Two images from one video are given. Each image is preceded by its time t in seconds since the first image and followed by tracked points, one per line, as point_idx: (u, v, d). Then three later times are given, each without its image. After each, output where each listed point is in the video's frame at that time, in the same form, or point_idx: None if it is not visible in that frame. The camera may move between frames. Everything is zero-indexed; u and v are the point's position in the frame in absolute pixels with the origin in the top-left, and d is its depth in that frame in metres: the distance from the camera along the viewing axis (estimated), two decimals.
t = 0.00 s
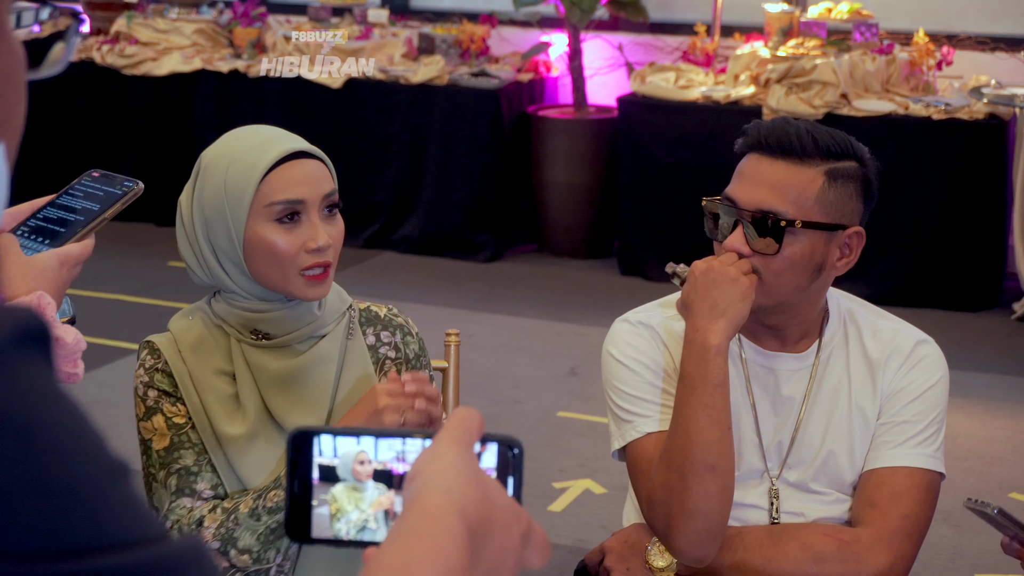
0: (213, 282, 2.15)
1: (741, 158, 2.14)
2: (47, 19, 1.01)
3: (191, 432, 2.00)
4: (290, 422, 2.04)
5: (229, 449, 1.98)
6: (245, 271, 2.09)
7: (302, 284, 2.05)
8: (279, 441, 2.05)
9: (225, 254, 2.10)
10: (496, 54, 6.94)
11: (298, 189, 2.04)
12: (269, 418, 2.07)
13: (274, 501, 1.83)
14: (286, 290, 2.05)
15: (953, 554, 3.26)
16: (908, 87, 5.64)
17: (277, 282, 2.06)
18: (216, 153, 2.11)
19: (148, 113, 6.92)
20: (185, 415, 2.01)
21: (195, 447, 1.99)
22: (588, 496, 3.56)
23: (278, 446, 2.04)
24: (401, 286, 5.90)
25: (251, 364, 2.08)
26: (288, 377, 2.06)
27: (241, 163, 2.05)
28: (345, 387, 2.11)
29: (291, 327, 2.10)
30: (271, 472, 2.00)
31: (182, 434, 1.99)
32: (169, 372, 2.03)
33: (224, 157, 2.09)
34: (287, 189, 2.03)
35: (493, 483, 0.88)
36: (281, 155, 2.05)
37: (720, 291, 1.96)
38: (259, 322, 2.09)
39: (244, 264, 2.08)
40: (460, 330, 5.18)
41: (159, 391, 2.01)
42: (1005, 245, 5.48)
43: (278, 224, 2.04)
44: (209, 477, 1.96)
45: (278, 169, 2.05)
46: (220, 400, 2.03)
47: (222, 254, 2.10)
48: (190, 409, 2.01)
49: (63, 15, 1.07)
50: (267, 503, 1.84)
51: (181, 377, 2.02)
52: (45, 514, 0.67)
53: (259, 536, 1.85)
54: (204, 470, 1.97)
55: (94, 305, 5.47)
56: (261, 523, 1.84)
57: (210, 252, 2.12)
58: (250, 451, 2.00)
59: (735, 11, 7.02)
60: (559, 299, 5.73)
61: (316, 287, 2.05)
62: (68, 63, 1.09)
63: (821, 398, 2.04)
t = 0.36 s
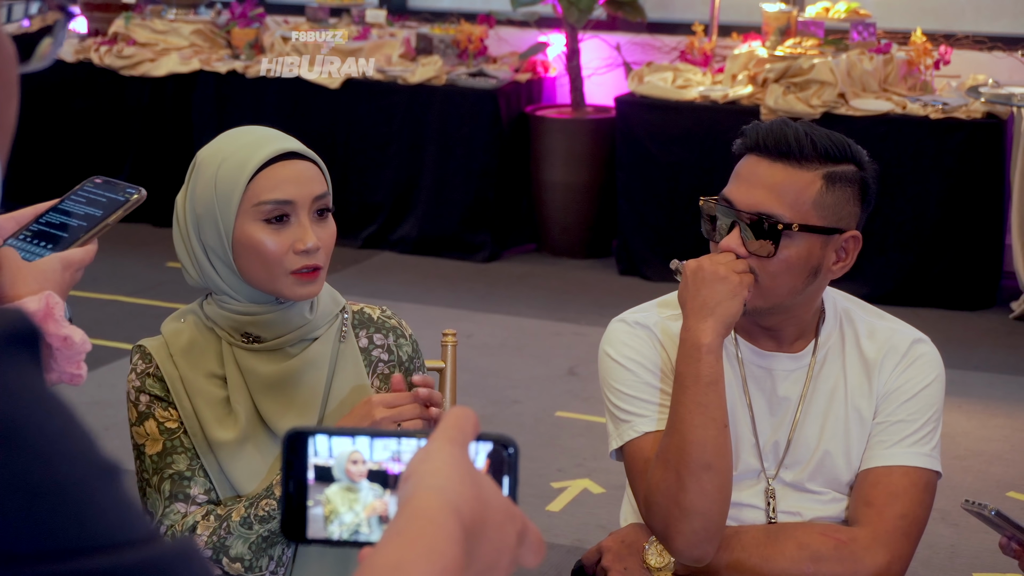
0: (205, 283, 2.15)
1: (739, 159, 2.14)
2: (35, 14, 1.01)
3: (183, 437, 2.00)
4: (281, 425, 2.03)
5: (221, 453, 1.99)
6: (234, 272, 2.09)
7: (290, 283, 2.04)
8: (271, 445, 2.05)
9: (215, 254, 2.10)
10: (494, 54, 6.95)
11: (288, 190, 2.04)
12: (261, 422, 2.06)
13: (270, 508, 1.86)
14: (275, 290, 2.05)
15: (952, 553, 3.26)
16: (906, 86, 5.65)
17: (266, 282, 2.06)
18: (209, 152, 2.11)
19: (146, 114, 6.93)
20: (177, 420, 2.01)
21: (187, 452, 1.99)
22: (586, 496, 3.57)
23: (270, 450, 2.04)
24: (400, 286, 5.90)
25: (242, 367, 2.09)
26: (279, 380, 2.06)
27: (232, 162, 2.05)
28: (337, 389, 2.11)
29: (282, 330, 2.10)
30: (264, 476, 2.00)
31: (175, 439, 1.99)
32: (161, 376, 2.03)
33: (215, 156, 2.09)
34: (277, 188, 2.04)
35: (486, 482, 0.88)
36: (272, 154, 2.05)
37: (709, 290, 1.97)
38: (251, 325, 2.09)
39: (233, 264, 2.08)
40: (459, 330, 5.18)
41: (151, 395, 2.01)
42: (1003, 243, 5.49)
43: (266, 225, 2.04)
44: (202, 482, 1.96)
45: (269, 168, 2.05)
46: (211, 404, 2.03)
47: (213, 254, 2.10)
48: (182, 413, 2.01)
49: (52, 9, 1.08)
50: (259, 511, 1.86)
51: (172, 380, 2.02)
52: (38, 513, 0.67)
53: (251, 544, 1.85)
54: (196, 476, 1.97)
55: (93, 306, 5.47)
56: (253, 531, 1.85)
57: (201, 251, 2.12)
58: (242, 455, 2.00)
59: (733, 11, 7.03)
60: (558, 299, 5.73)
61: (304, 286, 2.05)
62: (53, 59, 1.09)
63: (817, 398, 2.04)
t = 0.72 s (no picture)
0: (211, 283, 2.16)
1: (745, 157, 2.15)
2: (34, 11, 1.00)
3: (192, 425, 1.97)
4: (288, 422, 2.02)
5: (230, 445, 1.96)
6: (236, 272, 2.10)
7: (287, 283, 2.05)
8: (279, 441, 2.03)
9: (218, 253, 2.11)
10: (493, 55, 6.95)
11: (285, 189, 2.04)
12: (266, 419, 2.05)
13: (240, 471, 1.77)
14: (273, 288, 2.06)
15: (951, 554, 3.26)
16: (905, 86, 5.65)
17: (264, 280, 2.06)
18: (215, 154, 2.13)
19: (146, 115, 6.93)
20: (185, 409, 1.99)
21: (197, 438, 1.96)
22: (585, 496, 3.57)
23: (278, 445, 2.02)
24: (399, 286, 5.91)
25: (248, 365, 2.08)
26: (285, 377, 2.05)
27: (233, 163, 2.07)
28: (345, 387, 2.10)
29: (284, 330, 2.12)
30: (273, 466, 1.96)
31: (185, 426, 1.96)
32: (169, 368, 2.02)
33: (218, 157, 2.11)
34: (274, 188, 2.04)
35: (484, 479, 0.88)
36: (269, 154, 2.06)
37: (709, 288, 1.97)
38: (257, 324, 2.09)
39: (233, 263, 2.09)
40: (459, 330, 5.18)
41: (160, 386, 1.99)
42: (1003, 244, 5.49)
43: (265, 223, 2.04)
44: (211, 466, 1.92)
45: (268, 168, 2.06)
46: (219, 398, 2.02)
47: (217, 255, 2.11)
48: (190, 403, 1.99)
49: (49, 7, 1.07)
50: (231, 481, 1.78)
51: (180, 373, 2.01)
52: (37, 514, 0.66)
53: (228, 516, 1.77)
54: (206, 459, 1.93)
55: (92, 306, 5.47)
56: (228, 502, 1.78)
57: (206, 252, 2.14)
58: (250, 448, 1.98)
59: (732, 11, 7.03)
60: (557, 300, 5.73)
61: (299, 287, 2.06)
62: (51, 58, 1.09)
63: (817, 399, 2.04)
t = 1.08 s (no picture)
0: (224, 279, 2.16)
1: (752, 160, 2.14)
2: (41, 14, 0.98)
3: (197, 431, 1.98)
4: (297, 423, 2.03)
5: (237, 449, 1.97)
6: (256, 271, 2.10)
7: (309, 282, 2.05)
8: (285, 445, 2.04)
9: (236, 251, 2.11)
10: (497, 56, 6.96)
11: (311, 189, 2.04)
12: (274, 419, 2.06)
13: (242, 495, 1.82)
14: (292, 288, 2.06)
15: (955, 556, 3.26)
16: (909, 89, 5.65)
17: (282, 280, 2.06)
18: (235, 150, 2.12)
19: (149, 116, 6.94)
20: (191, 414, 1.99)
21: (201, 445, 1.96)
22: (589, 498, 3.57)
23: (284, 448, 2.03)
24: (402, 287, 5.91)
25: (258, 366, 2.08)
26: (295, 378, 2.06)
27: (257, 160, 2.06)
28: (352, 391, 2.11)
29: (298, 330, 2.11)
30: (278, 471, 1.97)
31: (189, 432, 1.97)
32: (177, 369, 2.01)
33: (240, 154, 2.10)
34: (300, 188, 2.04)
35: (494, 479, 0.88)
36: (294, 154, 2.05)
37: (721, 292, 1.97)
38: (268, 323, 2.09)
39: (254, 262, 2.08)
40: (463, 331, 5.18)
41: (166, 390, 1.99)
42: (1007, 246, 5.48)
43: (289, 223, 2.04)
44: (213, 476, 1.94)
45: (294, 168, 2.05)
46: (227, 401, 2.02)
47: (235, 252, 2.10)
48: (198, 406, 1.99)
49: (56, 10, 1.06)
50: (233, 502, 1.83)
51: (188, 374, 2.01)
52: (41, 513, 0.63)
53: (231, 535, 1.83)
54: (207, 468, 1.94)
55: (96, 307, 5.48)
56: (231, 522, 1.83)
57: (223, 248, 2.13)
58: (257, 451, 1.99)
59: (735, 13, 7.04)
60: (560, 301, 5.73)
61: (323, 288, 2.06)
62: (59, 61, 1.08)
63: (824, 402, 2.04)
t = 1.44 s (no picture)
0: (230, 283, 2.16)
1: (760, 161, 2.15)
2: (60, 16, 0.98)
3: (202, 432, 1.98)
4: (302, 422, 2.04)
5: (241, 449, 1.98)
6: (264, 274, 2.10)
7: (319, 284, 2.05)
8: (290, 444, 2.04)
9: (241, 254, 2.10)
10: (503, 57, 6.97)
11: (317, 190, 2.05)
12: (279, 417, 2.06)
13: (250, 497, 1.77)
14: (302, 289, 2.05)
15: (960, 558, 3.26)
16: (914, 90, 5.65)
17: (292, 282, 2.06)
18: (235, 153, 2.12)
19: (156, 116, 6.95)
20: (196, 414, 1.99)
21: (205, 447, 1.97)
22: (594, 498, 3.57)
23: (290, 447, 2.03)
24: (407, 288, 5.91)
25: (263, 365, 2.08)
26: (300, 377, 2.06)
27: (260, 162, 2.06)
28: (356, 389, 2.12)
29: (303, 330, 2.11)
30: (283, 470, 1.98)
31: (194, 434, 1.97)
32: (182, 370, 2.02)
33: (241, 157, 2.10)
34: (307, 189, 2.05)
35: (502, 479, 0.88)
36: (299, 155, 2.06)
37: (729, 292, 1.97)
38: (274, 324, 2.10)
39: (261, 264, 2.08)
40: (468, 332, 5.19)
41: (171, 391, 1.99)
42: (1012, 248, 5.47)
43: (298, 225, 2.05)
44: (216, 478, 1.94)
45: (298, 169, 2.06)
46: (232, 400, 2.02)
47: (241, 256, 2.10)
48: (202, 407, 1.99)
49: (76, 13, 1.06)
50: (240, 503, 1.78)
51: (193, 375, 2.01)
52: (56, 513, 0.67)
53: (238, 536, 1.79)
54: (211, 470, 1.95)
55: (102, 306, 5.49)
56: (238, 523, 1.78)
57: (227, 252, 2.12)
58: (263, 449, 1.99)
59: (741, 14, 7.04)
60: (565, 302, 5.73)
61: (333, 288, 2.06)
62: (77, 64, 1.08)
63: (830, 402, 2.04)
